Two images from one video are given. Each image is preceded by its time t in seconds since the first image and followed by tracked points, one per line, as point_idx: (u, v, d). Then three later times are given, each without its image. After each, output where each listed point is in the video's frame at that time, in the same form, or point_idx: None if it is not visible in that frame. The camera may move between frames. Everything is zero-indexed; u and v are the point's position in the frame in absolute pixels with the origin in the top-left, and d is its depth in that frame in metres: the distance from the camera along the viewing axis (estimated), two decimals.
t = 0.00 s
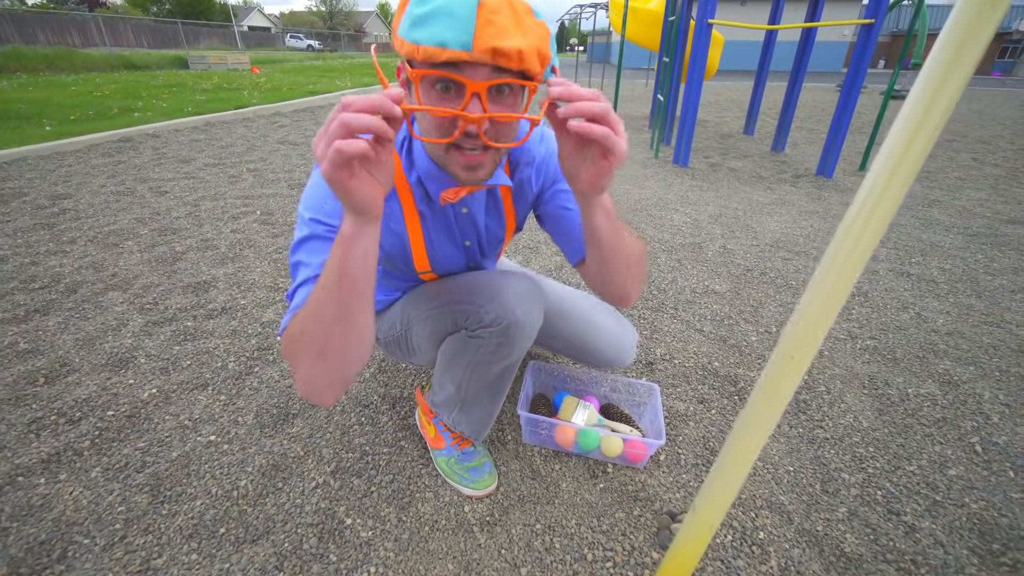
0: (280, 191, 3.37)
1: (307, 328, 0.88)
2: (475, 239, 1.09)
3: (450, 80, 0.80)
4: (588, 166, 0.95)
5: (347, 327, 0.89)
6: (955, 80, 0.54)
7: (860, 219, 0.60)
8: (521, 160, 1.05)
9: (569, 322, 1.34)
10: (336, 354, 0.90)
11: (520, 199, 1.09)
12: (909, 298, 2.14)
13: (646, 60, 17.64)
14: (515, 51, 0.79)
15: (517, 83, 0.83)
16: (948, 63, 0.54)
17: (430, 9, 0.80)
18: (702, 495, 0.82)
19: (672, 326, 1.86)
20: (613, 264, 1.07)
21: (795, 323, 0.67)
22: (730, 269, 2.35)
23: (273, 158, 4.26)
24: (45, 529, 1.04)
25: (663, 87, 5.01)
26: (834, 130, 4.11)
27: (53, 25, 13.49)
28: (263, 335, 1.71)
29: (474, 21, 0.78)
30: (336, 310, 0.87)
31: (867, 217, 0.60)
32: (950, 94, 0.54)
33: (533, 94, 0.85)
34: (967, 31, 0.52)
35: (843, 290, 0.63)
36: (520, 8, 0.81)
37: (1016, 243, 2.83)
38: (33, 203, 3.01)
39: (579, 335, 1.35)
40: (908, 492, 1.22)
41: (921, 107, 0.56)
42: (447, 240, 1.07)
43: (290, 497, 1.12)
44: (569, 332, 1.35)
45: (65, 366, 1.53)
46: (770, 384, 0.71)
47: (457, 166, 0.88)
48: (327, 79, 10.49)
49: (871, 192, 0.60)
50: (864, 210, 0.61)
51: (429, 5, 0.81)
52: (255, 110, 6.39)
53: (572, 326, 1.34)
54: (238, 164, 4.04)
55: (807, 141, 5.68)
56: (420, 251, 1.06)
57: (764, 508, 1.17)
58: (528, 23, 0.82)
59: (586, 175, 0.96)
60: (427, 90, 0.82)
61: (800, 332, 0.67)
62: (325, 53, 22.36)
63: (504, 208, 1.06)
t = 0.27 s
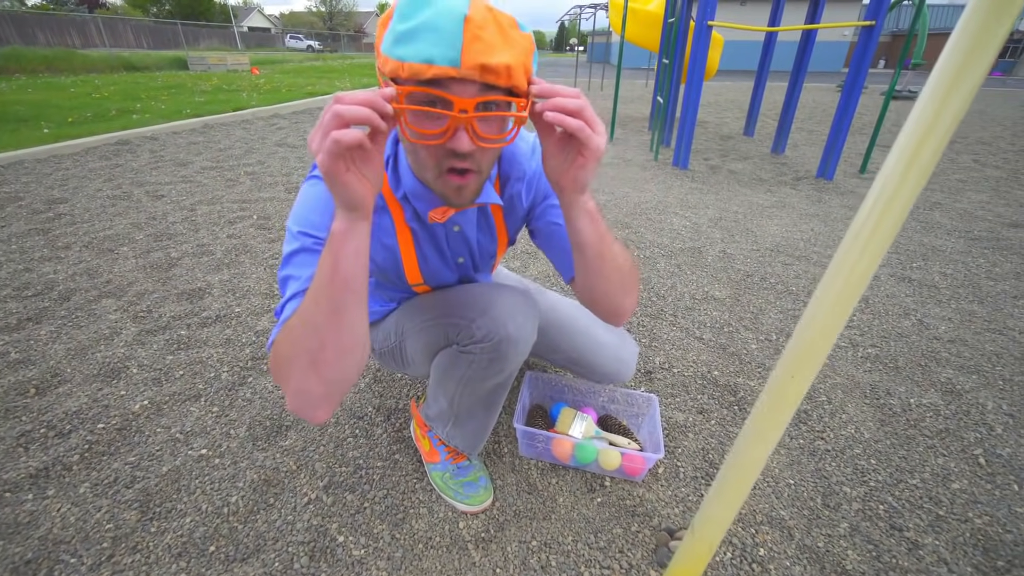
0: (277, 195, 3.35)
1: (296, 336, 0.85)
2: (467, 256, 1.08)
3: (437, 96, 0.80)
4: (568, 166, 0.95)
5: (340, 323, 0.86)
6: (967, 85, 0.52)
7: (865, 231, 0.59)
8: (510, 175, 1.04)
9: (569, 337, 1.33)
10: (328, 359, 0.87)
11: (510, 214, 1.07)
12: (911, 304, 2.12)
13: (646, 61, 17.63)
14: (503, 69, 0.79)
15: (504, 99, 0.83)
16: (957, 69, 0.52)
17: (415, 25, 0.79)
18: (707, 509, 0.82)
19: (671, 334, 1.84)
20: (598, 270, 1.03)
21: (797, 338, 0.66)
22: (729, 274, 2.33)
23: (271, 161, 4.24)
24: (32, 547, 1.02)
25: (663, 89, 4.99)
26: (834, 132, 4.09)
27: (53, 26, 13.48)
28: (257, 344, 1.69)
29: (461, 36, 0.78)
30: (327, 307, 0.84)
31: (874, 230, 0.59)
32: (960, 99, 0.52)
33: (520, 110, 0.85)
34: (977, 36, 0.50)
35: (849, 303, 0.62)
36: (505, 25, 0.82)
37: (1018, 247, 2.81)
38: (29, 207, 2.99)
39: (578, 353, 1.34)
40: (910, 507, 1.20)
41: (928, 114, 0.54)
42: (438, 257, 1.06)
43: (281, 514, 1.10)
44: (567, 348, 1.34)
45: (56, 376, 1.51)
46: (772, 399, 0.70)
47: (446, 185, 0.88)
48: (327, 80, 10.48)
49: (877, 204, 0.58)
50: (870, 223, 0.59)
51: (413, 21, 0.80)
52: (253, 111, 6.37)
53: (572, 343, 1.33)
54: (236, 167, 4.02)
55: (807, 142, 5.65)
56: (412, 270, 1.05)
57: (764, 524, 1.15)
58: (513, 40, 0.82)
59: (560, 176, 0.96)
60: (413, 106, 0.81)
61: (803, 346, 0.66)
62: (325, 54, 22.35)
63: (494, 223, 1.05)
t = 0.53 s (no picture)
0: (274, 200, 3.34)
1: (295, 376, 0.83)
2: (461, 276, 1.08)
3: (415, 111, 0.78)
4: (549, 182, 0.94)
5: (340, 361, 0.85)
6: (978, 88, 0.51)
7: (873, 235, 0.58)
8: (504, 195, 1.04)
9: (568, 351, 1.31)
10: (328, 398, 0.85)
11: (504, 233, 1.07)
12: (910, 312, 2.10)
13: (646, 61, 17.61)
14: (480, 74, 0.79)
15: (485, 106, 0.82)
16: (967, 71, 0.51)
17: (386, 40, 0.78)
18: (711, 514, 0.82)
19: (668, 344, 1.83)
20: (588, 287, 1.01)
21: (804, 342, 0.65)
22: (728, 282, 2.32)
23: (269, 165, 4.23)
24: (18, 569, 1.00)
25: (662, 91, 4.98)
26: (834, 135, 4.07)
27: (53, 27, 13.47)
28: (251, 355, 1.68)
29: (435, 45, 0.77)
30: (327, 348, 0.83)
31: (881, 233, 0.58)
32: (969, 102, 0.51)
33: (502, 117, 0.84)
34: (987, 37, 0.49)
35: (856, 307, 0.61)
36: (477, 30, 0.81)
37: (1019, 253, 2.79)
38: (25, 213, 2.98)
39: (577, 368, 1.32)
40: (909, 524, 1.18)
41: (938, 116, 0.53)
42: (432, 279, 1.05)
43: (272, 533, 1.08)
44: (566, 363, 1.32)
45: (47, 389, 1.50)
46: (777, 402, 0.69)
47: (435, 205, 0.86)
48: (327, 82, 10.48)
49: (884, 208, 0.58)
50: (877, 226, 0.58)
51: (383, 36, 0.79)
52: (252, 114, 6.36)
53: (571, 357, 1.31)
54: (233, 171, 4.01)
55: (807, 144, 5.63)
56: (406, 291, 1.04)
57: (761, 542, 1.13)
58: (487, 44, 0.81)
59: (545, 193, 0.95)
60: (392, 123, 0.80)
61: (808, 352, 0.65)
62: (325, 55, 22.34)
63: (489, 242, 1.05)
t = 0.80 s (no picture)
0: (271, 205, 3.34)
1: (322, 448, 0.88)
2: (445, 290, 1.08)
3: (400, 125, 0.78)
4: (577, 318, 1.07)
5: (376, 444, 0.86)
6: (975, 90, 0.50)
7: (867, 240, 0.58)
8: (491, 210, 1.04)
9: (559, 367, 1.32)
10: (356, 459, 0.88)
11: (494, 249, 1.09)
12: (905, 322, 2.10)
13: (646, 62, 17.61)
14: (467, 97, 0.80)
15: (468, 127, 0.83)
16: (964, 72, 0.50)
17: (376, 54, 0.78)
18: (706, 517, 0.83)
19: (661, 354, 1.82)
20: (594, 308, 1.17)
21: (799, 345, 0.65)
22: (723, 290, 2.31)
23: (266, 169, 4.23)
24: None
25: (660, 95, 4.97)
26: (832, 140, 4.07)
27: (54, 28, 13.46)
28: (244, 367, 1.68)
29: (422, 63, 0.77)
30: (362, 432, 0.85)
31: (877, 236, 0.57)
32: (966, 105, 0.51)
33: (484, 141, 0.86)
34: (983, 39, 0.49)
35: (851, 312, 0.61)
36: (463, 55, 0.83)
37: (1016, 260, 2.79)
38: (22, 220, 2.98)
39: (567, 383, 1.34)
40: (899, 540, 1.18)
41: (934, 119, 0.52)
42: (415, 295, 1.05)
43: (260, 550, 1.08)
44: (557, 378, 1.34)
45: (39, 402, 1.50)
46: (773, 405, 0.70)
47: (412, 222, 0.87)
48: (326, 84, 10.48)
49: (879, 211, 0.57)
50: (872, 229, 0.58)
51: (373, 50, 0.79)
52: (251, 117, 6.36)
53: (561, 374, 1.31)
54: (231, 176, 4.01)
55: (806, 147, 5.63)
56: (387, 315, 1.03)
57: (750, 559, 1.13)
58: (472, 69, 0.83)
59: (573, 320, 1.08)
60: (376, 136, 0.79)
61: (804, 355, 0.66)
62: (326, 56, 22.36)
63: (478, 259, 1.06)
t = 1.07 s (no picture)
0: (270, 208, 3.35)
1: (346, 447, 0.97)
2: (443, 305, 1.10)
3: (377, 177, 0.78)
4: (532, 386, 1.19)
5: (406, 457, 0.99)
6: (958, 91, 0.51)
7: (851, 243, 0.59)
8: (491, 228, 1.04)
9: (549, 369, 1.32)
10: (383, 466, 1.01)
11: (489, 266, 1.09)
12: (900, 326, 2.10)
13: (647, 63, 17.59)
14: (432, 133, 0.78)
15: (444, 158, 0.83)
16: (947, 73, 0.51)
17: (334, 110, 0.76)
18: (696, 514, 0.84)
19: (655, 359, 1.83)
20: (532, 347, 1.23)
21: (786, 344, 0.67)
22: (718, 294, 2.32)
23: (266, 172, 4.25)
24: None
25: (659, 97, 4.98)
26: (830, 143, 4.07)
27: (57, 29, 13.52)
28: (239, 371, 1.69)
29: (383, 112, 0.75)
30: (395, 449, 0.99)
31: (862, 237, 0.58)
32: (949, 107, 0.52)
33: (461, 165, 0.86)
34: (967, 40, 0.49)
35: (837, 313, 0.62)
36: (421, 82, 0.79)
37: (1013, 264, 2.78)
38: (22, 223, 3.00)
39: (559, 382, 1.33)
40: (887, 547, 1.19)
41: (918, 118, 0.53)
42: (415, 310, 1.06)
43: (251, 555, 1.09)
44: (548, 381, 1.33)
45: (35, 406, 1.51)
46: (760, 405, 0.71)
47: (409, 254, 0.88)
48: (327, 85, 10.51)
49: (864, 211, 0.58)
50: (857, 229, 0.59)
51: (331, 105, 0.77)
52: (251, 118, 6.38)
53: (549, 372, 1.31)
54: (231, 178, 4.03)
55: (805, 149, 5.62)
56: (387, 332, 1.03)
57: (738, 565, 1.14)
58: (434, 96, 0.80)
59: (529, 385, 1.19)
60: (357, 192, 0.80)
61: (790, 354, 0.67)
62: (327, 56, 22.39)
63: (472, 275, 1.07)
